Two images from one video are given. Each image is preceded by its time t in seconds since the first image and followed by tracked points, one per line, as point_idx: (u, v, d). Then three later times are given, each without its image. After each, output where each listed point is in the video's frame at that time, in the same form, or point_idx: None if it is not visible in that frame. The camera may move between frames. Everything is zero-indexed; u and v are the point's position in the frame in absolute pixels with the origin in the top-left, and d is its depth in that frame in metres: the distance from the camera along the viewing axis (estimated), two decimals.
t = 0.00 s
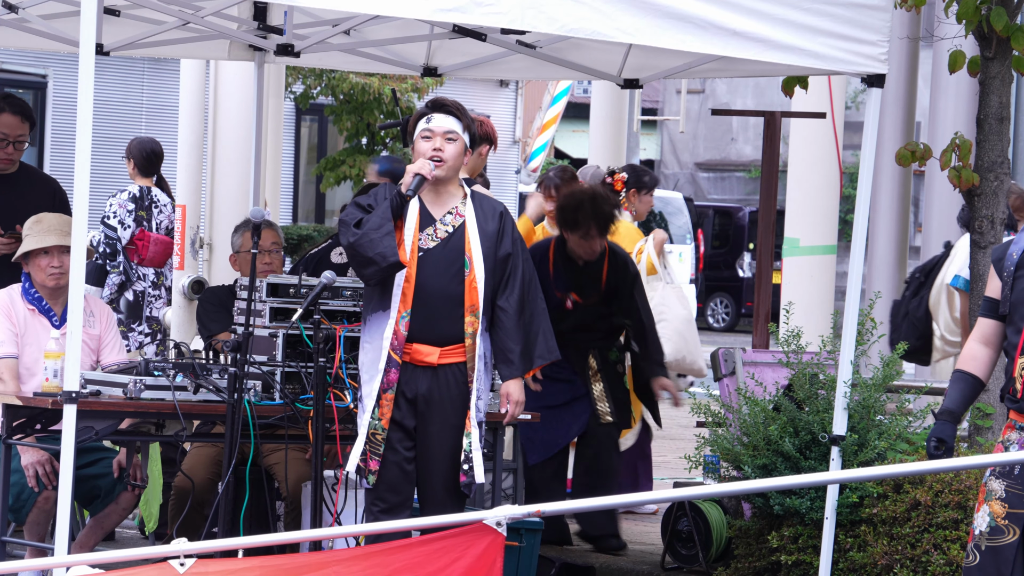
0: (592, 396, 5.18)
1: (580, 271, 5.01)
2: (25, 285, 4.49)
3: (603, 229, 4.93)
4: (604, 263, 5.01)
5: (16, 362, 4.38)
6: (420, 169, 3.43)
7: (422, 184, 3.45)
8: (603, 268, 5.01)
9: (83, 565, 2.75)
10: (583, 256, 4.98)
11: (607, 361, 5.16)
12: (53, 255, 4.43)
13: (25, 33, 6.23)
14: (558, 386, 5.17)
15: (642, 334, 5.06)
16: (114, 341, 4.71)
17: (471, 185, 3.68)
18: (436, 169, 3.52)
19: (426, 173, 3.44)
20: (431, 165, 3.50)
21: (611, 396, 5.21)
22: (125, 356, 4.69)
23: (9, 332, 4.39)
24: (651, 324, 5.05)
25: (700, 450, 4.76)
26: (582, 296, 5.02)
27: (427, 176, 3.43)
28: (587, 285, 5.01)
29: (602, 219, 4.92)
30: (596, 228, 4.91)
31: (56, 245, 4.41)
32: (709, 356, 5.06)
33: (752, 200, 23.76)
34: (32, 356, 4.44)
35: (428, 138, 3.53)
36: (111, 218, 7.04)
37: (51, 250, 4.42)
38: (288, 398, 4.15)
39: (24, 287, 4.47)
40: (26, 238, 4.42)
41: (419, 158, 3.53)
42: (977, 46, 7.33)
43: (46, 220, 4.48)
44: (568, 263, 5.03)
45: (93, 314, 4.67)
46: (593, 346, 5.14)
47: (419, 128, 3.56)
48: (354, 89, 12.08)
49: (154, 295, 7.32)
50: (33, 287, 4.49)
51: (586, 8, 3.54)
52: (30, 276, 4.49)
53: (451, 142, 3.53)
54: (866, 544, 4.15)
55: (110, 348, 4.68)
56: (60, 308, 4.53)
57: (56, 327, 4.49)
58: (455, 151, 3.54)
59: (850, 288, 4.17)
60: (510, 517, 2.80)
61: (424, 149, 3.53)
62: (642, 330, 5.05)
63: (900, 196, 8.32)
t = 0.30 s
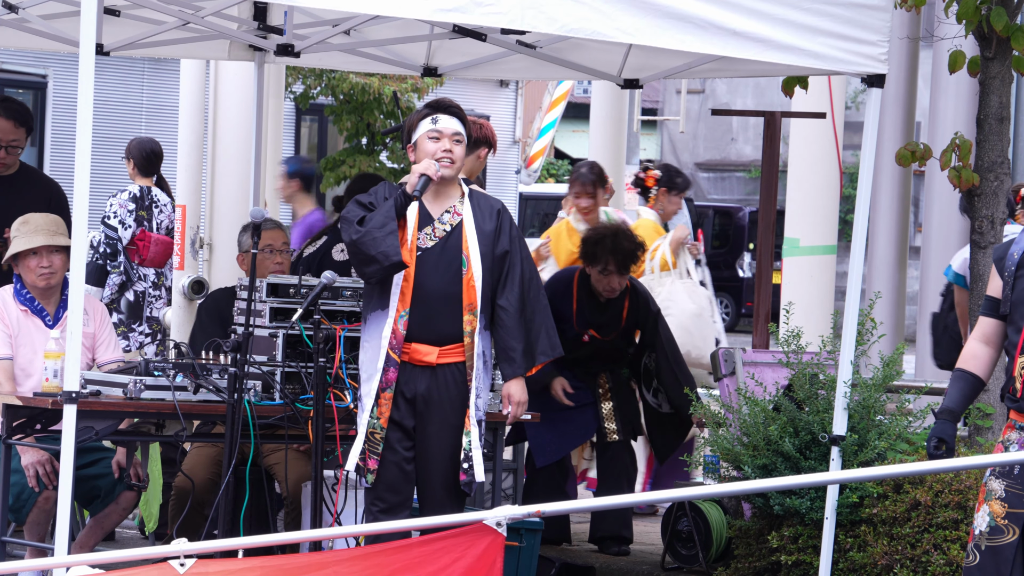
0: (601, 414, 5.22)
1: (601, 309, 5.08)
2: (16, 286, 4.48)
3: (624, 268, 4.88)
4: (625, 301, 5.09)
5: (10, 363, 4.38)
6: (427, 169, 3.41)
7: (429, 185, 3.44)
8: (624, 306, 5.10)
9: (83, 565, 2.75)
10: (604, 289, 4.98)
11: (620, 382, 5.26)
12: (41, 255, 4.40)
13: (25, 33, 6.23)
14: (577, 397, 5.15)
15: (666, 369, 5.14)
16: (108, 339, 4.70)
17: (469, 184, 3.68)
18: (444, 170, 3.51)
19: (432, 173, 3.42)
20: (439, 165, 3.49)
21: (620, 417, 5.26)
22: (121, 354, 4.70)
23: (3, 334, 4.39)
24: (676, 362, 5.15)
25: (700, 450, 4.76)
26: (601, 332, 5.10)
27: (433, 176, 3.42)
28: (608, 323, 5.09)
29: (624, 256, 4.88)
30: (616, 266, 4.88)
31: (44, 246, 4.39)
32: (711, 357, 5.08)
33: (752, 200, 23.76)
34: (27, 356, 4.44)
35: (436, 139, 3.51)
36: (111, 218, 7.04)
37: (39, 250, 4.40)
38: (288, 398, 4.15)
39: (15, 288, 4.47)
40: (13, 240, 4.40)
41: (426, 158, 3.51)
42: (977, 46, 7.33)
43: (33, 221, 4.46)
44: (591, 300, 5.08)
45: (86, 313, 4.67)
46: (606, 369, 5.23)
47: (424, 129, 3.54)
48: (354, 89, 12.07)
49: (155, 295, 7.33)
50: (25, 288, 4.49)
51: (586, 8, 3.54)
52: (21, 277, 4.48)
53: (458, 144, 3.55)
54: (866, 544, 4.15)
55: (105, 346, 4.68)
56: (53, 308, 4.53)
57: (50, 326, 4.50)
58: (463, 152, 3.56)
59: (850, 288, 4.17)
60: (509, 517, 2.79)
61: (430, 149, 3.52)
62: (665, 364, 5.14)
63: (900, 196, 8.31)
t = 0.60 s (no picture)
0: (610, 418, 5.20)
1: (608, 309, 5.10)
2: (10, 287, 4.48)
3: (617, 263, 4.88)
4: (632, 300, 5.11)
5: (6, 364, 4.38)
6: (428, 170, 3.41)
7: (431, 185, 3.43)
8: (632, 306, 5.11)
9: (83, 565, 2.75)
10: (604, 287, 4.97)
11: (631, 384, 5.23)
12: (33, 256, 4.41)
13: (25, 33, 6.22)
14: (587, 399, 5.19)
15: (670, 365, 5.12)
16: (104, 337, 4.70)
17: (467, 184, 3.67)
18: (444, 170, 3.52)
19: (434, 172, 3.41)
20: (440, 165, 3.49)
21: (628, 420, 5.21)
22: (116, 353, 4.70)
23: None
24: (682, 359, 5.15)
25: (699, 450, 4.77)
26: (608, 332, 5.10)
27: (434, 177, 3.41)
28: (615, 323, 5.09)
29: (626, 246, 4.89)
30: (609, 260, 4.88)
31: (35, 246, 4.39)
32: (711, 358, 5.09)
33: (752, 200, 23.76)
34: (23, 356, 4.44)
35: (435, 140, 3.52)
36: (110, 218, 7.05)
37: (30, 250, 4.41)
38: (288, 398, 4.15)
39: (9, 289, 4.47)
40: (5, 240, 4.39)
41: (426, 159, 3.51)
42: (977, 46, 7.33)
43: (22, 222, 4.44)
44: (599, 300, 5.09)
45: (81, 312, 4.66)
46: (617, 369, 5.22)
47: (422, 132, 3.55)
48: (354, 89, 12.07)
49: (155, 295, 7.35)
50: (18, 288, 4.49)
51: (586, 8, 3.54)
52: (14, 278, 4.48)
53: (457, 145, 3.56)
54: (866, 544, 4.15)
55: (101, 345, 4.68)
56: (46, 307, 4.54)
57: (44, 327, 4.50)
58: (462, 153, 3.57)
59: (850, 289, 4.17)
60: (509, 516, 2.79)
61: (429, 151, 3.52)
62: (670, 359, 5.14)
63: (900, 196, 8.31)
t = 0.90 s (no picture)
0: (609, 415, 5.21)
1: (606, 302, 5.06)
2: (8, 287, 4.48)
3: (605, 254, 4.86)
4: (630, 292, 5.07)
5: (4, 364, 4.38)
6: (427, 170, 3.42)
7: (430, 185, 3.44)
8: (628, 297, 5.06)
9: (82, 565, 2.74)
10: (596, 280, 4.96)
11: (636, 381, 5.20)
12: (30, 256, 4.41)
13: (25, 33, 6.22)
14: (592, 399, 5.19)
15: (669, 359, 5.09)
16: (103, 337, 4.70)
17: (466, 184, 3.67)
18: (444, 171, 3.52)
19: (433, 173, 3.42)
20: (439, 166, 3.50)
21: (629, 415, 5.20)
22: (115, 353, 4.70)
23: None
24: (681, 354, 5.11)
25: (699, 450, 4.76)
26: (607, 325, 5.08)
27: (433, 177, 3.42)
28: (613, 315, 5.06)
29: (615, 237, 4.87)
30: (595, 250, 4.86)
31: (32, 246, 4.39)
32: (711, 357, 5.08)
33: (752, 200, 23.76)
34: (21, 357, 4.44)
35: (432, 141, 3.53)
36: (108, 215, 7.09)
37: (28, 251, 4.41)
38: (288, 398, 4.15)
39: (6, 289, 4.47)
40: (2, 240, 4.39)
41: (425, 160, 3.52)
42: (976, 46, 7.33)
43: (18, 222, 4.43)
44: (596, 292, 5.07)
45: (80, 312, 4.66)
46: (619, 365, 5.19)
47: (420, 132, 3.55)
48: (354, 89, 12.07)
49: (153, 295, 7.37)
50: (17, 289, 4.49)
51: (586, 8, 3.54)
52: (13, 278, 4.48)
53: (455, 145, 3.56)
54: (866, 544, 4.15)
55: (100, 345, 4.68)
56: (44, 308, 4.53)
57: (43, 327, 4.50)
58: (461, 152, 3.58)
59: (851, 289, 4.17)
60: (509, 517, 2.78)
61: (428, 152, 3.53)
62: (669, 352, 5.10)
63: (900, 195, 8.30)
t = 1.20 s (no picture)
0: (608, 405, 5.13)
1: (597, 280, 5.12)
2: (9, 287, 4.48)
3: (587, 230, 4.91)
4: (621, 266, 5.11)
5: (5, 364, 4.38)
6: (426, 171, 3.42)
7: (429, 186, 3.45)
8: (620, 271, 5.11)
9: (83, 565, 2.74)
10: (582, 258, 5.02)
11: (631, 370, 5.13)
12: (32, 257, 4.41)
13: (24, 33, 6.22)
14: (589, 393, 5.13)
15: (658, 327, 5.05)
16: (104, 338, 4.70)
17: (466, 184, 3.67)
18: (443, 169, 3.53)
19: (432, 174, 3.43)
20: (438, 165, 3.50)
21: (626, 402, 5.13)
22: (116, 353, 4.70)
23: None
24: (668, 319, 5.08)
25: (699, 451, 4.75)
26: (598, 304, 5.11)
27: (432, 179, 3.42)
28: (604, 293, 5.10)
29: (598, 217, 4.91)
30: (576, 227, 4.92)
31: (34, 247, 4.39)
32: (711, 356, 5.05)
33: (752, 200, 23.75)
34: (22, 356, 4.44)
35: (431, 139, 3.53)
36: (109, 210, 7.20)
37: (30, 251, 4.41)
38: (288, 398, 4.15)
39: (8, 289, 4.47)
40: (3, 241, 4.39)
41: (425, 159, 3.53)
42: (977, 47, 7.32)
43: (21, 222, 4.43)
44: (587, 270, 5.12)
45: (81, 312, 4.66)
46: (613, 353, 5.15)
47: (419, 131, 3.56)
48: (354, 89, 12.08)
49: (150, 295, 7.34)
50: (18, 289, 4.49)
51: (586, 9, 3.54)
52: (14, 278, 4.48)
53: (455, 142, 3.56)
54: (866, 544, 4.15)
55: (101, 345, 4.68)
56: (45, 308, 4.53)
57: (44, 327, 4.50)
58: (461, 150, 3.58)
59: (851, 289, 4.17)
60: (510, 517, 2.78)
61: (427, 150, 3.53)
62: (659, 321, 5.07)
63: (900, 197, 8.26)
